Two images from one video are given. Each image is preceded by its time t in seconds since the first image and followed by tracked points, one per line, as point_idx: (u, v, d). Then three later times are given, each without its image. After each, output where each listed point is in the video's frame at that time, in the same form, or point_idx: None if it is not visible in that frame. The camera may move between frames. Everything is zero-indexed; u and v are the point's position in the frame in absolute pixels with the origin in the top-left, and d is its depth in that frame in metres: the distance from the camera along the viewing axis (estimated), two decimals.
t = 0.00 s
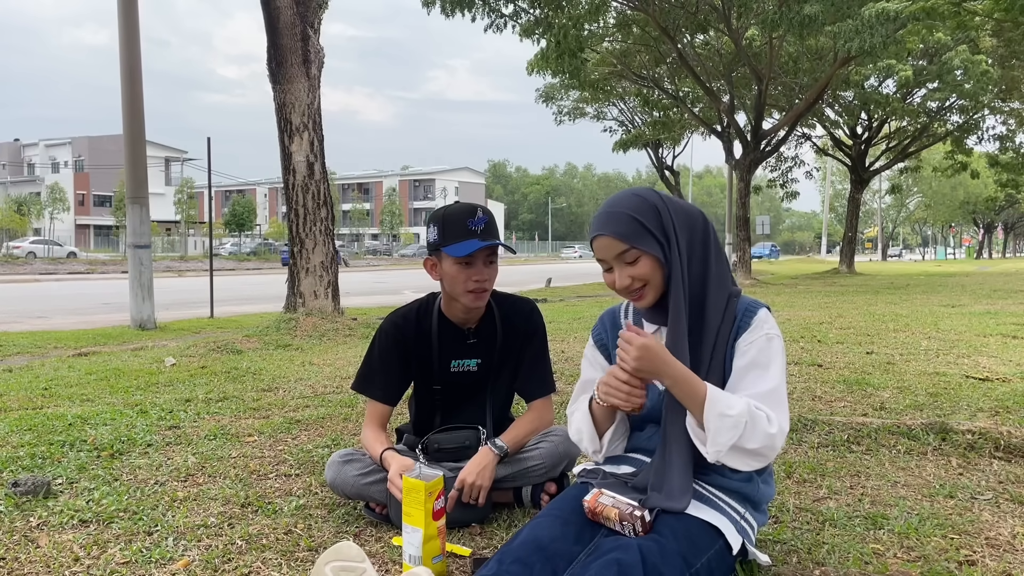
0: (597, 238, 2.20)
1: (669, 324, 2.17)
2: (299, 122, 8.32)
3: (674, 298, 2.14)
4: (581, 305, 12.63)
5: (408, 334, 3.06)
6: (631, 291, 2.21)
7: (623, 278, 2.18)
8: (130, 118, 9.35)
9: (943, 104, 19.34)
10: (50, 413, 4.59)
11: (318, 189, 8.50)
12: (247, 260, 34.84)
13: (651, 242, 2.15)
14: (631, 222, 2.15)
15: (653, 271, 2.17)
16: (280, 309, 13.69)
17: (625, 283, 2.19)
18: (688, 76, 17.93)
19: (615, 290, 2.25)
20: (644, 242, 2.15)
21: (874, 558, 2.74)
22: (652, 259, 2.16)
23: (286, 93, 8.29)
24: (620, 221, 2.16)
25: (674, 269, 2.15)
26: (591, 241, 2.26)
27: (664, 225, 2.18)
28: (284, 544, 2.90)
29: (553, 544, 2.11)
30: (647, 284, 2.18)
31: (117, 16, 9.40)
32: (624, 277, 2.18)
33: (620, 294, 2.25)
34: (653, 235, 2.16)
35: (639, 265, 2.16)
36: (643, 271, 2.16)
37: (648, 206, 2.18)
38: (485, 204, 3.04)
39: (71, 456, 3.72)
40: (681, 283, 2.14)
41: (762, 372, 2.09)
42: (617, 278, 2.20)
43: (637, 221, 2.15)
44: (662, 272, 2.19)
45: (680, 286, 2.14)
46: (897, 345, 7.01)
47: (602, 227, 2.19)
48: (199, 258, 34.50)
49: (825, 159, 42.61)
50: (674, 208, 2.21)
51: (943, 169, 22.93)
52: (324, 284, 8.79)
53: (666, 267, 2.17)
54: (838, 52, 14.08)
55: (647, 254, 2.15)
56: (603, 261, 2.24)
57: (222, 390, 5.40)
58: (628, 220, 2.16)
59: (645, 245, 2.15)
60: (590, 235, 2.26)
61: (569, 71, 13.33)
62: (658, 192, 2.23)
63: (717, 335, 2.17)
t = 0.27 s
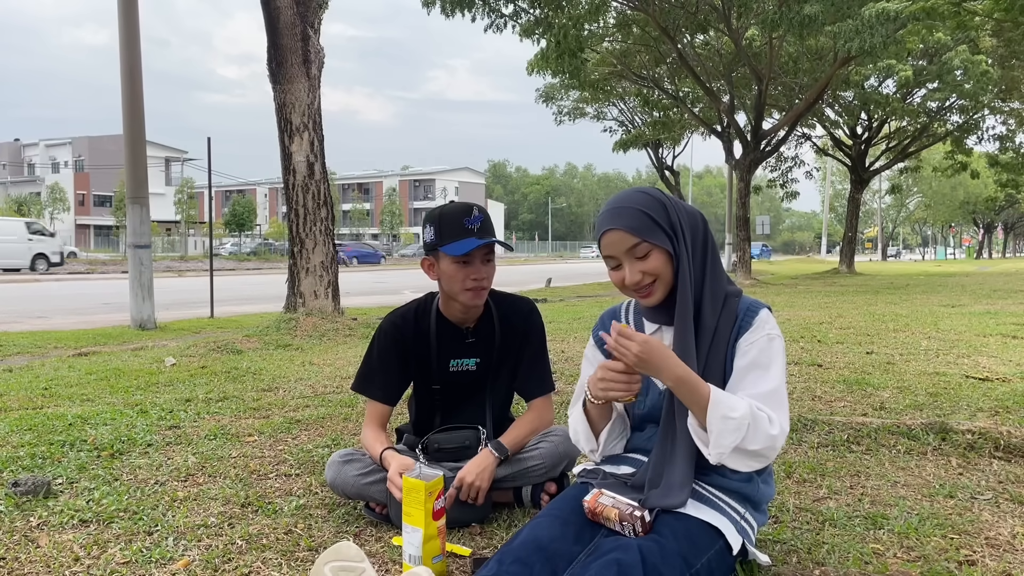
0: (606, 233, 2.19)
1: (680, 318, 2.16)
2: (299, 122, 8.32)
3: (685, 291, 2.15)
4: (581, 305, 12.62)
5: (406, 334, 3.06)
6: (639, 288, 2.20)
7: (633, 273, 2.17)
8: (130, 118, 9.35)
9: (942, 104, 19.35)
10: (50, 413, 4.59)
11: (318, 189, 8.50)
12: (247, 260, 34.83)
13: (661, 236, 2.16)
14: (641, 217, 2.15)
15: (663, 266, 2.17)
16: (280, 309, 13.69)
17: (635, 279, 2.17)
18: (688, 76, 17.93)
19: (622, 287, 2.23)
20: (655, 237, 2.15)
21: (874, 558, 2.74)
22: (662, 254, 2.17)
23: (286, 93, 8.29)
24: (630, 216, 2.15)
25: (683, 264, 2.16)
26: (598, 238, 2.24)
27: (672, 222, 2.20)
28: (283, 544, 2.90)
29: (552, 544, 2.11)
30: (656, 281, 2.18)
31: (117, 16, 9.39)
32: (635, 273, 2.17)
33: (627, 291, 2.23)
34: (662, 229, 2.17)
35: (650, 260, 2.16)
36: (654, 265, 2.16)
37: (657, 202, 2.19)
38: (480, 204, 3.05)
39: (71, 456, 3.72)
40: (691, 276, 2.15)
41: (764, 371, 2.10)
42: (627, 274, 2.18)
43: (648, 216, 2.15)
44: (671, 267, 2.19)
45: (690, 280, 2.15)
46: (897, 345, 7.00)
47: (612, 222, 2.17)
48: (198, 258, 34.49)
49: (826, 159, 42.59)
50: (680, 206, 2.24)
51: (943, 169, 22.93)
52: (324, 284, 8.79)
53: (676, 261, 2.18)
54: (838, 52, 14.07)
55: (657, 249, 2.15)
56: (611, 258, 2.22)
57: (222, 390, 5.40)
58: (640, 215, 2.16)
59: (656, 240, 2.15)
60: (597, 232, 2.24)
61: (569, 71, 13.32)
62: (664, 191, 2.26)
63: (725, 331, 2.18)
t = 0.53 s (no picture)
0: (609, 235, 2.18)
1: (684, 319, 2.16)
2: (299, 122, 8.32)
3: (689, 293, 2.14)
4: (581, 305, 12.62)
5: (405, 333, 3.06)
6: (642, 290, 2.20)
7: (637, 276, 2.16)
8: (129, 118, 9.34)
9: (943, 104, 19.34)
10: (50, 413, 4.59)
11: (318, 189, 8.50)
12: (247, 260, 34.83)
13: (663, 237, 2.16)
14: (643, 218, 2.15)
15: (665, 268, 2.16)
16: (279, 309, 13.69)
17: (639, 280, 2.17)
18: (688, 76, 17.91)
19: (626, 288, 2.23)
20: (658, 238, 2.15)
21: (874, 558, 2.74)
22: (665, 256, 2.16)
23: (286, 93, 8.29)
24: (633, 218, 2.15)
25: (686, 265, 2.16)
26: (601, 240, 2.23)
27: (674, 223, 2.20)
28: (283, 544, 2.90)
29: (552, 544, 2.11)
30: (660, 282, 2.18)
31: (117, 16, 9.39)
32: (638, 275, 2.16)
33: (630, 292, 2.23)
34: (665, 230, 2.17)
35: (653, 262, 2.15)
36: (658, 267, 2.15)
37: (658, 203, 2.19)
38: (478, 199, 3.04)
39: (71, 457, 3.72)
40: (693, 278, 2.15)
41: (768, 370, 2.10)
42: (631, 276, 2.17)
43: (650, 217, 2.15)
44: (674, 268, 2.18)
45: (692, 281, 2.15)
46: (897, 345, 7.00)
47: (615, 224, 2.17)
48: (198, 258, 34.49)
49: (826, 159, 42.59)
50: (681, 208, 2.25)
51: (943, 168, 22.92)
52: (324, 284, 8.79)
53: (679, 262, 2.18)
54: (838, 52, 14.07)
55: (660, 251, 2.15)
56: (614, 261, 2.21)
57: (222, 390, 5.40)
58: (642, 217, 2.15)
59: (660, 241, 2.15)
60: (599, 235, 2.23)
61: (569, 71, 13.32)
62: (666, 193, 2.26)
63: (728, 331, 2.18)
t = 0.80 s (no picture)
0: (610, 238, 2.18)
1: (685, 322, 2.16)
2: (299, 122, 8.32)
3: (690, 296, 2.15)
4: (581, 305, 12.62)
5: (412, 326, 3.08)
6: (644, 292, 2.20)
7: (638, 278, 2.17)
8: (130, 117, 9.34)
9: (943, 104, 19.34)
10: (50, 413, 4.59)
11: (318, 189, 8.50)
12: (247, 260, 34.82)
13: (665, 241, 2.15)
14: (645, 221, 2.15)
15: (667, 271, 2.16)
16: (280, 309, 13.68)
17: (640, 283, 2.17)
18: (688, 76, 17.90)
19: (627, 290, 2.23)
20: (659, 241, 2.15)
21: (874, 558, 2.74)
22: (666, 259, 2.16)
23: (286, 93, 8.29)
24: (634, 221, 2.15)
25: (687, 268, 2.16)
26: (601, 243, 2.23)
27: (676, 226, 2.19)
28: (284, 544, 2.91)
29: (553, 544, 2.11)
30: (661, 284, 2.18)
31: (117, 16, 9.39)
32: (639, 278, 2.17)
33: (632, 295, 2.23)
34: (666, 232, 2.16)
35: (655, 265, 2.15)
36: (659, 270, 2.16)
37: (660, 206, 2.18)
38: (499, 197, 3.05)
39: (71, 457, 3.72)
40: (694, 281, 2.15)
41: (766, 371, 2.09)
42: (632, 279, 2.18)
43: (651, 220, 2.15)
44: (675, 270, 2.18)
45: (692, 285, 2.15)
46: (897, 345, 7.00)
47: (616, 227, 2.17)
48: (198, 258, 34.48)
49: (825, 159, 42.59)
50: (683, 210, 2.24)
51: (943, 168, 22.93)
52: (324, 284, 8.78)
53: (680, 265, 2.18)
54: (838, 52, 14.06)
55: (662, 253, 2.15)
56: (615, 263, 2.22)
57: (222, 390, 5.40)
58: (644, 220, 2.15)
59: (661, 244, 2.14)
60: (600, 237, 2.23)
61: (569, 71, 13.32)
62: (668, 195, 2.26)
63: (728, 331, 2.18)
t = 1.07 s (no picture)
0: (609, 238, 2.19)
1: (684, 323, 2.16)
2: (299, 122, 8.32)
3: (688, 297, 2.14)
4: (581, 305, 12.62)
5: (425, 316, 3.09)
6: (642, 292, 2.20)
7: (637, 278, 2.17)
8: (129, 117, 9.34)
9: (943, 104, 19.34)
10: (50, 413, 4.59)
11: (318, 189, 8.51)
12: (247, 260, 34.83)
13: (665, 241, 2.15)
14: (644, 222, 2.14)
15: (666, 272, 2.16)
16: (279, 309, 13.67)
17: (639, 283, 2.17)
18: (688, 76, 17.91)
19: (626, 290, 2.23)
20: (658, 241, 2.14)
21: (874, 558, 2.74)
22: (665, 259, 2.16)
23: (286, 93, 8.29)
24: (634, 221, 2.15)
25: (687, 269, 2.16)
26: (602, 243, 2.23)
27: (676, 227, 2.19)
28: (284, 544, 2.91)
29: (553, 544, 2.11)
30: (660, 285, 2.18)
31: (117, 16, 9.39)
32: (638, 278, 2.17)
33: (631, 295, 2.23)
34: (666, 233, 2.16)
35: (653, 266, 2.15)
36: (658, 271, 2.15)
37: (661, 206, 2.18)
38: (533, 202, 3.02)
39: (71, 457, 3.72)
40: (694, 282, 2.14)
41: (765, 371, 2.09)
42: (631, 279, 2.18)
43: (651, 221, 2.15)
44: (675, 271, 2.18)
45: (691, 286, 2.15)
46: (897, 345, 7.00)
47: (616, 226, 2.17)
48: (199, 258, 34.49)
49: (825, 159, 42.56)
50: (683, 211, 2.24)
51: (943, 169, 22.92)
52: (324, 284, 8.79)
53: (679, 265, 2.18)
54: (838, 52, 14.06)
55: (661, 254, 2.15)
56: (614, 263, 2.22)
57: (222, 390, 5.40)
58: (643, 220, 2.15)
59: (660, 244, 2.14)
60: (599, 237, 2.23)
61: (570, 71, 13.32)
62: (669, 196, 2.25)
63: (725, 332, 2.18)
